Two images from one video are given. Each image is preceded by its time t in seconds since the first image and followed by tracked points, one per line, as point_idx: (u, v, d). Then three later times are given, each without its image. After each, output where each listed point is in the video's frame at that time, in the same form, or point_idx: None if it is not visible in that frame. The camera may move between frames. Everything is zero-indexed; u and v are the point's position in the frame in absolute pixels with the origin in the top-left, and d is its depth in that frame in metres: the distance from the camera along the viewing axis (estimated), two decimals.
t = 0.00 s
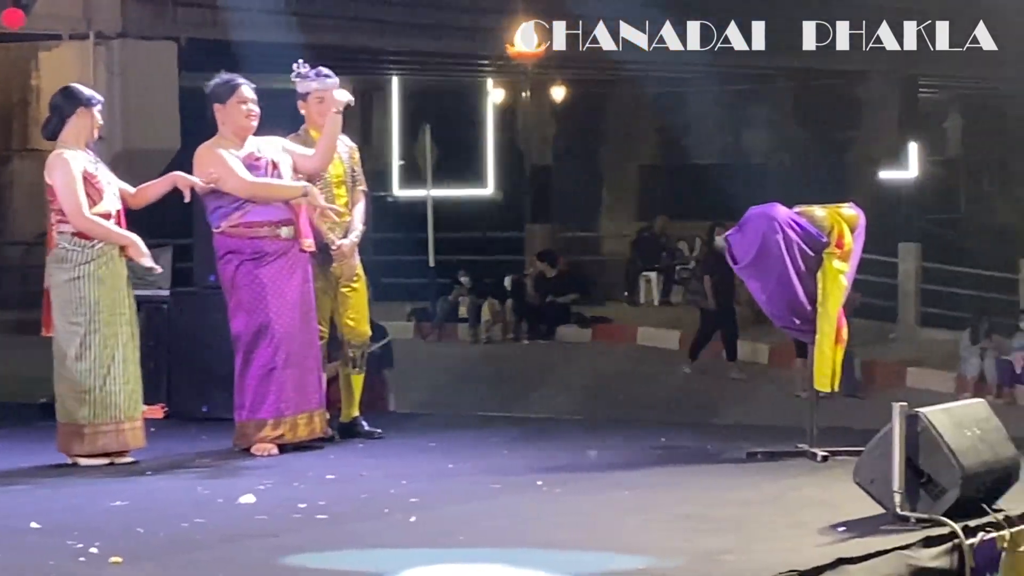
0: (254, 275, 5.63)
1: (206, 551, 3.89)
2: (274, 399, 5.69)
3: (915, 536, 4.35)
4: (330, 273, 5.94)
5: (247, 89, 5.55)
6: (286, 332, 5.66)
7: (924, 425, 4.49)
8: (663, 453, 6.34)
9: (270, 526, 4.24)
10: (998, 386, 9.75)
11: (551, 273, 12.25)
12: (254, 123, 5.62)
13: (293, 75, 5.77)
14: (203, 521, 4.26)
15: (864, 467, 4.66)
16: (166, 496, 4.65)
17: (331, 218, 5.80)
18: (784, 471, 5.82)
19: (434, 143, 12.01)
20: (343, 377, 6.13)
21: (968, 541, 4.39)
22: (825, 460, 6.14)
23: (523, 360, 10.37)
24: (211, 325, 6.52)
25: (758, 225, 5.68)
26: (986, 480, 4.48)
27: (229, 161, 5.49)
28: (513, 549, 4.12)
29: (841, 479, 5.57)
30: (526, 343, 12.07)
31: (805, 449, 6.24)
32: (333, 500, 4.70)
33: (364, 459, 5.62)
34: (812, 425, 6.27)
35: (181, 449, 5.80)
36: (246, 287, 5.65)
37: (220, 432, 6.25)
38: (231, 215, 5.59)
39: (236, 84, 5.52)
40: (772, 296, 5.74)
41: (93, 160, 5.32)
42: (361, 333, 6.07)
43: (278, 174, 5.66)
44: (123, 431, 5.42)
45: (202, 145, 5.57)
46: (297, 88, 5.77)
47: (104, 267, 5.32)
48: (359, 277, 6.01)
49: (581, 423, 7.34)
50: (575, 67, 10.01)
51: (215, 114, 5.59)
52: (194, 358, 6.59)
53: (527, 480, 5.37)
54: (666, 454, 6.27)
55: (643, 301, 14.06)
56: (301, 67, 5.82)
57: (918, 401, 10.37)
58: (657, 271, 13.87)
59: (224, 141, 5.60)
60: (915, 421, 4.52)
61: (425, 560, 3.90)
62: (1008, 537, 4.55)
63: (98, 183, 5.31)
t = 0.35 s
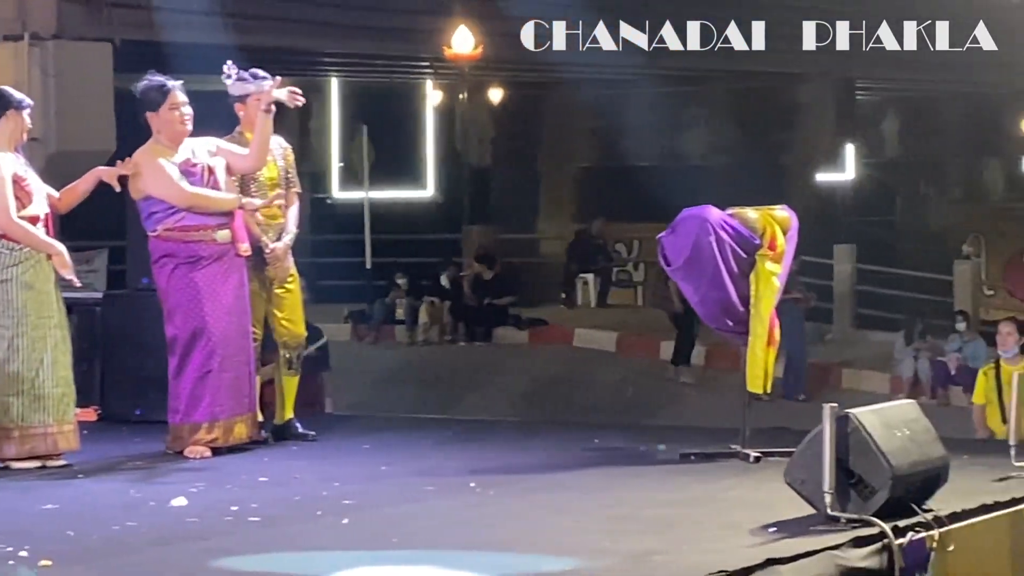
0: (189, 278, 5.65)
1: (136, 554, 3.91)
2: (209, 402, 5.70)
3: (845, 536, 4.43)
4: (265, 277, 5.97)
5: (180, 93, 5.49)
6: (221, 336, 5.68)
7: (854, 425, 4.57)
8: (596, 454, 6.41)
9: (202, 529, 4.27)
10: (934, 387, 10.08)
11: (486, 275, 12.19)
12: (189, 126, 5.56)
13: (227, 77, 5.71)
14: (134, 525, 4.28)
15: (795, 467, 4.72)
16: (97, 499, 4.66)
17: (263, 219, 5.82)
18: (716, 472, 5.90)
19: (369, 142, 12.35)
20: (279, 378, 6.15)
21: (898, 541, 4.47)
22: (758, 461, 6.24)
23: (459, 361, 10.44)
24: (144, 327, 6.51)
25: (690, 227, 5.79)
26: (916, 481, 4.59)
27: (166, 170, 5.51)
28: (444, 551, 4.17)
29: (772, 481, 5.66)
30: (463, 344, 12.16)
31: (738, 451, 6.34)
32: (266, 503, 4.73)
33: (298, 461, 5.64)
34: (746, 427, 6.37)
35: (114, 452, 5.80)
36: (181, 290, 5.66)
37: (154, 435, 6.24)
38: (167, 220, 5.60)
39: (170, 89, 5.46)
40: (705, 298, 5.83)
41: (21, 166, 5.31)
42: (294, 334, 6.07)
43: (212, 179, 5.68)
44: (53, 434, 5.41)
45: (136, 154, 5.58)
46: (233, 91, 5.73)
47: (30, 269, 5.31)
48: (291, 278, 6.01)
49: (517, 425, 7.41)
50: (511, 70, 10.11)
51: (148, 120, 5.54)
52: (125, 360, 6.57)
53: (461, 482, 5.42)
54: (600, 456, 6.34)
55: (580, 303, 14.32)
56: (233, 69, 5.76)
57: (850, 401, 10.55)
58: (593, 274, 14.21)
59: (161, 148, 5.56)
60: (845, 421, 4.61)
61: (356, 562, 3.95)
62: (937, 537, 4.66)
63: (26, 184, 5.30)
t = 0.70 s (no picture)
0: (122, 283, 5.62)
1: (67, 559, 3.90)
2: (143, 408, 5.67)
3: (776, 539, 4.50)
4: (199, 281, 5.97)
5: (110, 99, 5.44)
6: (154, 342, 5.65)
7: (784, 428, 4.65)
8: (530, 457, 6.46)
9: (134, 534, 4.27)
10: (867, 389, 10.29)
11: (422, 276, 12.15)
12: (119, 133, 5.54)
13: (160, 80, 5.65)
14: (65, 530, 4.27)
15: (726, 470, 4.77)
16: (27, 505, 4.64)
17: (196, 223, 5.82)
18: (649, 475, 5.97)
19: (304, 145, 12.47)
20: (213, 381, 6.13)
21: (828, 544, 4.55)
22: (691, 463, 6.31)
23: (394, 364, 10.46)
24: (74, 331, 6.47)
25: (623, 230, 5.84)
26: (846, 483, 4.66)
27: (98, 177, 5.49)
28: (377, 554, 4.20)
29: (704, 483, 5.74)
30: (398, 347, 12.16)
31: (671, 454, 6.42)
32: (198, 508, 4.73)
33: (232, 465, 5.64)
34: (678, 430, 6.44)
35: (46, 457, 5.77)
36: (114, 295, 5.63)
37: (85, 439, 6.21)
38: (99, 227, 5.56)
39: (99, 97, 5.41)
40: (638, 302, 5.89)
41: None
42: (225, 338, 6.07)
43: (144, 186, 5.68)
44: None
45: (67, 158, 5.55)
46: (166, 94, 5.66)
47: None
48: (224, 282, 6.00)
49: (451, 427, 7.45)
50: (443, 71, 10.20)
51: (78, 127, 5.50)
52: (55, 365, 6.55)
53: (394, 485, 5.45)
54: (533, 459, 6.39)
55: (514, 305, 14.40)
56: (166, 71, 5.69)
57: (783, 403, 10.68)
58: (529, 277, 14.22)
59: (93, 156, 5.53)
60: (776, 424, 4.68)
61: (289, 566, 3.97)
62: (868, 539, 4.73)
63: None
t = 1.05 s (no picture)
0: (42, 282, 5.63)
1: None
2: (64, 409, 5.65)
3: (703, 539, 4.59)
4: (124, 281, 5.93)
5: (34, 95, 5.40)
6: (74, 342, 5.66)
7: (711, 428, 4.74)
8: (458, 458, 6.51)
9: (58, 536, 4.28)
10: (796, 390, 10.42)
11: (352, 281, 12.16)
12: (43, 130, 5.49)
13: (85, 79, 5.59)
14: None
15: (654, 470, 4.84)
16: None
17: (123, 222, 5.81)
18: (576, 476, 6.04)
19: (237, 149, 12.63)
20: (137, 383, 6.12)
21: (755, 544, 4.64)
22: (619, 464, 6.40)
23: (324, 365, 10.48)
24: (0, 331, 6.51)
25: (550, 231, 5.88)
26: (772, 482, 4.76)
27: (19, 173, 5.45)
28: (301, 554, 4.24)
29: (630, 484, 5.82)
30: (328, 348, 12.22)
31: (599, 455, 6.50)
32: (123, 509, 4.74)
33: (158, 467, 5.65)
34: (607, 431, 6.53)
35: None
36: (34, 294, 5.64)
37: (9, 441, 6.19)
38: (21, 222, 5.58)
39: (23, 92, 5.36)
40: (566, 301, 5.96)
41: None
42: (152, 340, 6.07)
43: (68, 182, 5.65)
44: None
45: None
46: (90, 93, 5.59)
47: None
48: (151, 283, 6.01)
49: (380, 429, 7.49)
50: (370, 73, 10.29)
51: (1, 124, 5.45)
52: None
53: (322, 487, 5.48)
54: (461, 460, 6.44)
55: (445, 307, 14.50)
56: (91, 71, 5.62)
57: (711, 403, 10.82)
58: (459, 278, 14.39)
59: (16, 153, 5.49)
60: (703, 424, 4.77)
61: (213, 566, 4.00)
62: (795, 538, 4.85)
63: None
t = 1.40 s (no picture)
0: None
1: None
2: None
3: (624, 545, 4.65)
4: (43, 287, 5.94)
5: None
6: None
7: (633, 433, 4.82)
8: (381, 464, 6.54)
9: None
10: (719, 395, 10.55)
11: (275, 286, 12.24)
12: None
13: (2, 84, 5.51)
14: None
15: (575, 476, 4.89)
16: None
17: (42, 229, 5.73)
18: (499, 482, 6.09)
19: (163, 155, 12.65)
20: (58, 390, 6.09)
21: (677, 550, 4.67)
22: (542, 469, 6.46)
23: (248, 369, 10.47)
24: None
25: (474, 236, 5.94)
26: (693, 489, 4.84)
27: None
28: (222, 562, 4.26)
29: (553, 490, 5.88)
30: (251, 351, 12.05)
31: (522, 460, 6.56)
32: (42, 518, 4.73)
33: (77, 475, 5.63)
34: (530, 437, 6.59)
35: None
36: None
37: None
38: None
39: None
40: (489, 307, 6.02)
41: None
42: (73, 346, 6.02)
43: None
44: None
45: None
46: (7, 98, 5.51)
47: None
48: (72, 289, 5.97)
49: (302, 434, 7.50)
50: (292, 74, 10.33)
51: None
52: None
53: (243, 493, 5.48)
54: (384, 467, 6.47)
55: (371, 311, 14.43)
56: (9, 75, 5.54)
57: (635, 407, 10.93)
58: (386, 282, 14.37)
59: None
60: (625, 430, 4.85)
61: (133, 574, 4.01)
62: (716, 545, 4.93)
63: None
